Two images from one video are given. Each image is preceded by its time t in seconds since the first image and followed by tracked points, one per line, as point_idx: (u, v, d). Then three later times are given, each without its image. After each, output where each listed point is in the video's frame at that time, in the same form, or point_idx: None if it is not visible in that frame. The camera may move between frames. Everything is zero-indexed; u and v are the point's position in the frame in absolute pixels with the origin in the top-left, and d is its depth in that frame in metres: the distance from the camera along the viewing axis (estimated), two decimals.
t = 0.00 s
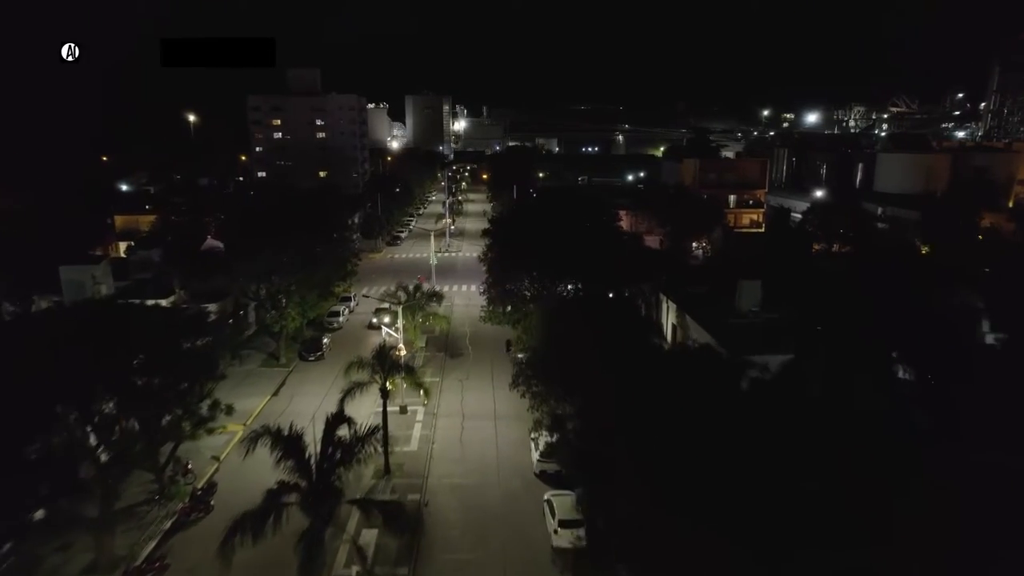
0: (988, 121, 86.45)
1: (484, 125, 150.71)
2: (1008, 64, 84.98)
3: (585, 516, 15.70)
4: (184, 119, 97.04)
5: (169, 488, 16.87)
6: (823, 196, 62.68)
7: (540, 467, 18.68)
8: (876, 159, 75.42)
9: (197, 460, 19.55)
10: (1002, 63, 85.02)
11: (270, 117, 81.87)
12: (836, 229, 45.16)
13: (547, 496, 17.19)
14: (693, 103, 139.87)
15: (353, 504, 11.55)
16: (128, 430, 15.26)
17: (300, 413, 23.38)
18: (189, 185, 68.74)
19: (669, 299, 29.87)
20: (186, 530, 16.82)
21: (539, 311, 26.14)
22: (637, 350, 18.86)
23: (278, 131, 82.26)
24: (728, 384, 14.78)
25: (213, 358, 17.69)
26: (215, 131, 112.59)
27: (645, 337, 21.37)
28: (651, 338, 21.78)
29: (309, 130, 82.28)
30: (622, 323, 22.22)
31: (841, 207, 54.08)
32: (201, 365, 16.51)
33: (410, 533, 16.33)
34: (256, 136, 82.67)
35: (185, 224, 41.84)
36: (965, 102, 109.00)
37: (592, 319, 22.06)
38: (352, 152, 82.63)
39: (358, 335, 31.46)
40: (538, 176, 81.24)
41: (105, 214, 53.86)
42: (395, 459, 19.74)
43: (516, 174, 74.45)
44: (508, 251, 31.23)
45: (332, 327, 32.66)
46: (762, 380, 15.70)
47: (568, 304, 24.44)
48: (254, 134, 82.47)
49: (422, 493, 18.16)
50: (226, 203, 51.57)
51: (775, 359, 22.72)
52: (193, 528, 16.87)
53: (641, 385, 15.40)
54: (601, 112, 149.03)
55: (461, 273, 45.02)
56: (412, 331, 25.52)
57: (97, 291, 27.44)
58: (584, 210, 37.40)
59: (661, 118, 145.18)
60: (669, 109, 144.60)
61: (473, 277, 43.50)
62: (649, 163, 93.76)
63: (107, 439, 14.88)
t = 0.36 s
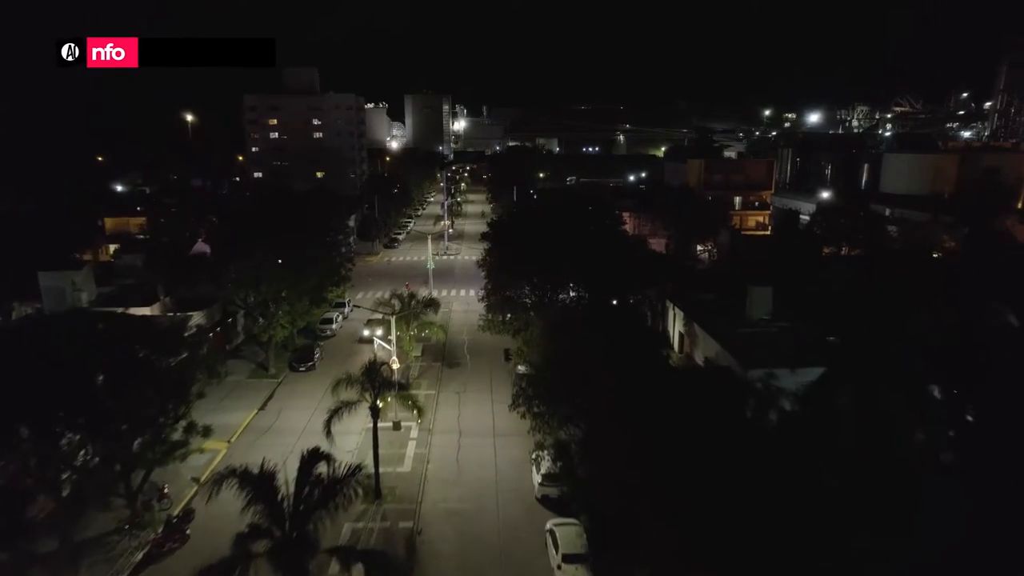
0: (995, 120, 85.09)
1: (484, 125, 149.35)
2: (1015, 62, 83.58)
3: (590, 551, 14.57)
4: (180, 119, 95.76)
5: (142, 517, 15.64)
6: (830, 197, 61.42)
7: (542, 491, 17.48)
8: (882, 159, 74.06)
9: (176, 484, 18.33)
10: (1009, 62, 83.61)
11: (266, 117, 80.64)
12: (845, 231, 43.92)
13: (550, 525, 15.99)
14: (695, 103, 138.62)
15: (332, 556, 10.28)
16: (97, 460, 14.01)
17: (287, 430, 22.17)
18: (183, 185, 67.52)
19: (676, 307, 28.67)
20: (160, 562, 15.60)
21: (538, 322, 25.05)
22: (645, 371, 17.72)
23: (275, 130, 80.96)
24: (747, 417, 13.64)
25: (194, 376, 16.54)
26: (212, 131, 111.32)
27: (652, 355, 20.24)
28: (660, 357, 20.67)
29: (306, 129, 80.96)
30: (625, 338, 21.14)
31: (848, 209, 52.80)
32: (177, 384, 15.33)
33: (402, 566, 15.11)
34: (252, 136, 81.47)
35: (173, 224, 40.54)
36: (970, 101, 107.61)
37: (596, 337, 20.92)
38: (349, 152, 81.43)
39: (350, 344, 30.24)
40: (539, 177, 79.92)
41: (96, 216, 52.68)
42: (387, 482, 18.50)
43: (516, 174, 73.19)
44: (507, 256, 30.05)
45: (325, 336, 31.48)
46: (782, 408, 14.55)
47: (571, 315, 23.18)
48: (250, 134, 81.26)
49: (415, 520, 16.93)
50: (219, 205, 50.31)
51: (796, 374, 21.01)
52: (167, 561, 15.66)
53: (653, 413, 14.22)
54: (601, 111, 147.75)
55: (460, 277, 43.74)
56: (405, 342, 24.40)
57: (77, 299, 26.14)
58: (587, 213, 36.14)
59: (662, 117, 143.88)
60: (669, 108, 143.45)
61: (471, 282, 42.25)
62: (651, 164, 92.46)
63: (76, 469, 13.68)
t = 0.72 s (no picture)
0: (1002, 120, 83.82)
1: (484, 125, 148.11)
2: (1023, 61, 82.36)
3: None
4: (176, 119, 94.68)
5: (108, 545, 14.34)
6: (836, 199, 60.26)
7: (542, 518, 16.26)
8: (888, 160, 72.99)
9: (151, 509, 17.15)
10: (1016, 61, 82.38)
11: (262, 116, 79.34)
12: (854, 234, 42.78)
13: (553, 556, 14.80)
14: (696, 103, 137.51)
15: None
16: (58, 487, 12.76)
17: (273, 448, 20.99)
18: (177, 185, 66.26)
19: (682, 314, 27.51)
20: None
21: (540, 332, 23.88)
22: (654, 392, 16.56)
23: (271, 130, 79.58)
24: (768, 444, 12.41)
25: (171, 393, 15.40)
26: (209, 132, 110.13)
27: (659, 371, 19.07)
28: (667, 373, 19.50)
29: (303, 129, 79.63)
30: (632, 353, 20.00)
31: (855, 212, 51.62)
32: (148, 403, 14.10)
33: None
34: (248, 136, 80.17)
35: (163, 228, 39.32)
36: (974, 101, 106.52)
37: (600, 352, 19.78)
38: (347, 153, 80.23)
39: (342, 352, 29.03)
40: (540, 177, 78.61)
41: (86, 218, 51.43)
42: (376, 505, 17.32)
43: (516, 175, 72.07)
44: (507, 261, 28.88)
45: (317, 344, 30.28)
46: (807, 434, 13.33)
47: (574, 328, 22.01)
48: (246, 133, 79.96)
49: (405, 549, 15.73)
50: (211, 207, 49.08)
51: (823, 400, 20.24)
52: None
53: (664, 441, 13.02)
54: (602, 112, 146.76)
55: (458, 282, 42.55)
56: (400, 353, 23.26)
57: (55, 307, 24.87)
58: (590, 216, 34.85)
59: (663, 117, 142.87)
60: (670, 109, 142.38)
61: (470, 286, 41.07)
62: (653, 165, 91.27)
63: (36, 496, 12.44)
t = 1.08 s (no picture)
0: (1010, 119, 82.50)
1: (485, 125, 146.96)
2: None
3: None
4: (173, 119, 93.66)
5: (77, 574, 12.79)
6: (842, 200, 59.02)
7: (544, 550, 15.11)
8: (894, 161, 71.73)
9: (126, 537, 16.07)
10: None
11: (259, 116, 78.29)
12: (863, 237, 41.60)
13: None
14: (699, 103, 136.34)
15: None
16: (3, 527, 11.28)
17: (259, 467, 19.88)
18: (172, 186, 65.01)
19: (690, 323, 26.29)
20: None
21: (541, 345, 22.68)
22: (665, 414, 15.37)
23: (267, 130, 78.55)
24: (797, 482, 11.26)
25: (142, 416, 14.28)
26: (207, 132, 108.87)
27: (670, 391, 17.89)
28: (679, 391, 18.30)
29: (300, 129, 78.50)
30: (640, 368, 18.78)
31: (864, 214, 50.40)
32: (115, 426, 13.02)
33: None
34: (244, 136, 79.08)
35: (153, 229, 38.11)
36: (980, 100, 105.24)
37: (606, 369, 18.58)
38: (345, 153, 79.09)
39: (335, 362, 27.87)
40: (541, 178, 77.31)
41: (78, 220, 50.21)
42: (365, 533, 16.20)
43: (516, 176, 70.86)
44: (506, 267, 27.66)
45: (309, 352, 29.09)
46: (835, 465, 12.16)
47: (577, 341, 20.82)
48: (242, 133, 78.65)
49: None
50: (204, 209, 47.91)
51: (852, 426, 18.61)
52: None
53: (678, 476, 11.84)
54: (603, 112, 145.66)
55: (456, 286, 41.33)
56: (393, 367, 22.03)
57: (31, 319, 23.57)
58: (593, 218, 33.66)
59: (665, 117, 141.69)
60: (673, 108, 141.21)
61: (469, 291, 39.89)
62: (656, 165, 90.01)
63: None
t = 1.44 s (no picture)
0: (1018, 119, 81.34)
1: (486, 125, 145.85)
2: None
3: None
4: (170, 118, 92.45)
5: None
6: (851, 201, 57.75)
7: None
8: (902, 162, 70.53)
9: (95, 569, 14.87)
10: None
11: (256, 116, 77.13)
12: (873, 239, 40.46)
13: None
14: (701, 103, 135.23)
15: None
16: None
17: (242, 489, 18.66)
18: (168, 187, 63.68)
19: (700, 333, 25.02)
20: None
21: (543, 357, 21.48)
22: (681, 449, 14.00)
23: (265, 130, 77.40)
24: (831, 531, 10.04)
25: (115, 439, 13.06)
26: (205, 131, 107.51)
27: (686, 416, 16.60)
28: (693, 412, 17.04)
29: (297, 129, 77.36)
30: (655, 388, 17.54)
31: (873, 216, 49.20)
32: (83, 451, 11.74)
33: None
34: (241, 136, 77.86)
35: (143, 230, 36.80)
36: (985, 100, 104.10)
37: (618, 391, 17.27)
38: (343, 153, 77.94)
39: (327, 373, 26.70)
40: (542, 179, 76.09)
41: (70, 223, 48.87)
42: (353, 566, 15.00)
43: (517, 176, 69.73)
44: (507, 273, 26.41)
45: (300, 363, 27.87)
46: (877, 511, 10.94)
47: (581, 355, 19.66)
48: (239, 133, 77.43)
49: None
50: (199, 211, 46.76)
51: (887, 454, 17.41)
52: None
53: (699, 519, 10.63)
54: (605, 111, 144.56)
55: (455, 291, 40.12)
56: (387, 381, 20.84)
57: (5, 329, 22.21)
58: (597, 222, 32.49)
59: (666, 116, 140.58)
60: (674, 107, 140.07)
61: (468, 296, 38.70)
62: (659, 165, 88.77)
63: None
